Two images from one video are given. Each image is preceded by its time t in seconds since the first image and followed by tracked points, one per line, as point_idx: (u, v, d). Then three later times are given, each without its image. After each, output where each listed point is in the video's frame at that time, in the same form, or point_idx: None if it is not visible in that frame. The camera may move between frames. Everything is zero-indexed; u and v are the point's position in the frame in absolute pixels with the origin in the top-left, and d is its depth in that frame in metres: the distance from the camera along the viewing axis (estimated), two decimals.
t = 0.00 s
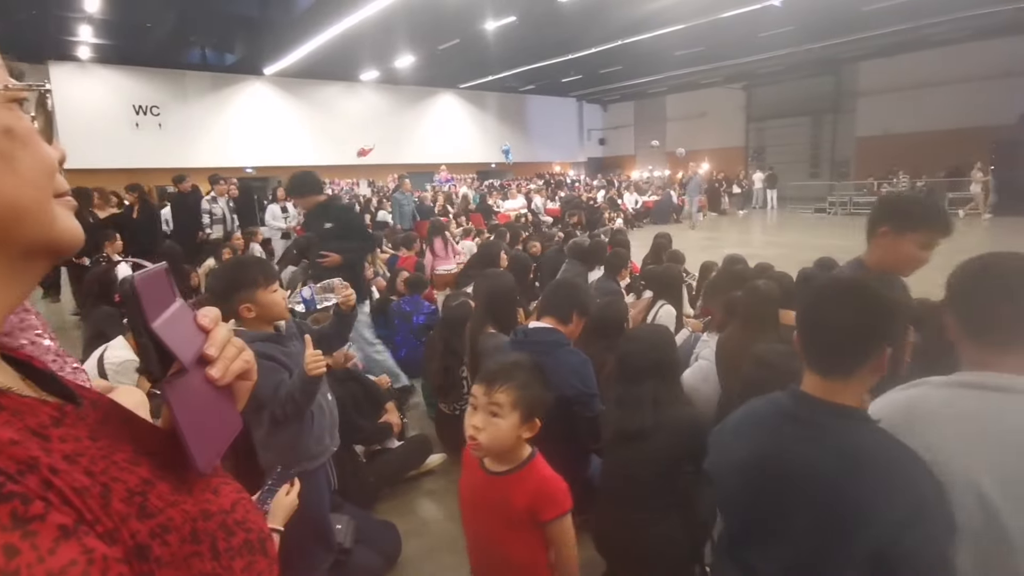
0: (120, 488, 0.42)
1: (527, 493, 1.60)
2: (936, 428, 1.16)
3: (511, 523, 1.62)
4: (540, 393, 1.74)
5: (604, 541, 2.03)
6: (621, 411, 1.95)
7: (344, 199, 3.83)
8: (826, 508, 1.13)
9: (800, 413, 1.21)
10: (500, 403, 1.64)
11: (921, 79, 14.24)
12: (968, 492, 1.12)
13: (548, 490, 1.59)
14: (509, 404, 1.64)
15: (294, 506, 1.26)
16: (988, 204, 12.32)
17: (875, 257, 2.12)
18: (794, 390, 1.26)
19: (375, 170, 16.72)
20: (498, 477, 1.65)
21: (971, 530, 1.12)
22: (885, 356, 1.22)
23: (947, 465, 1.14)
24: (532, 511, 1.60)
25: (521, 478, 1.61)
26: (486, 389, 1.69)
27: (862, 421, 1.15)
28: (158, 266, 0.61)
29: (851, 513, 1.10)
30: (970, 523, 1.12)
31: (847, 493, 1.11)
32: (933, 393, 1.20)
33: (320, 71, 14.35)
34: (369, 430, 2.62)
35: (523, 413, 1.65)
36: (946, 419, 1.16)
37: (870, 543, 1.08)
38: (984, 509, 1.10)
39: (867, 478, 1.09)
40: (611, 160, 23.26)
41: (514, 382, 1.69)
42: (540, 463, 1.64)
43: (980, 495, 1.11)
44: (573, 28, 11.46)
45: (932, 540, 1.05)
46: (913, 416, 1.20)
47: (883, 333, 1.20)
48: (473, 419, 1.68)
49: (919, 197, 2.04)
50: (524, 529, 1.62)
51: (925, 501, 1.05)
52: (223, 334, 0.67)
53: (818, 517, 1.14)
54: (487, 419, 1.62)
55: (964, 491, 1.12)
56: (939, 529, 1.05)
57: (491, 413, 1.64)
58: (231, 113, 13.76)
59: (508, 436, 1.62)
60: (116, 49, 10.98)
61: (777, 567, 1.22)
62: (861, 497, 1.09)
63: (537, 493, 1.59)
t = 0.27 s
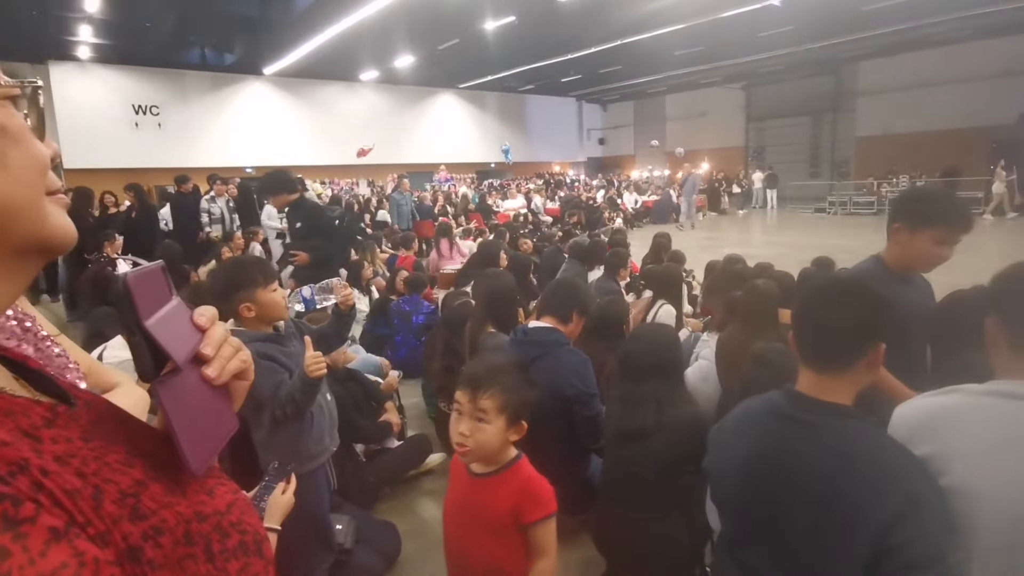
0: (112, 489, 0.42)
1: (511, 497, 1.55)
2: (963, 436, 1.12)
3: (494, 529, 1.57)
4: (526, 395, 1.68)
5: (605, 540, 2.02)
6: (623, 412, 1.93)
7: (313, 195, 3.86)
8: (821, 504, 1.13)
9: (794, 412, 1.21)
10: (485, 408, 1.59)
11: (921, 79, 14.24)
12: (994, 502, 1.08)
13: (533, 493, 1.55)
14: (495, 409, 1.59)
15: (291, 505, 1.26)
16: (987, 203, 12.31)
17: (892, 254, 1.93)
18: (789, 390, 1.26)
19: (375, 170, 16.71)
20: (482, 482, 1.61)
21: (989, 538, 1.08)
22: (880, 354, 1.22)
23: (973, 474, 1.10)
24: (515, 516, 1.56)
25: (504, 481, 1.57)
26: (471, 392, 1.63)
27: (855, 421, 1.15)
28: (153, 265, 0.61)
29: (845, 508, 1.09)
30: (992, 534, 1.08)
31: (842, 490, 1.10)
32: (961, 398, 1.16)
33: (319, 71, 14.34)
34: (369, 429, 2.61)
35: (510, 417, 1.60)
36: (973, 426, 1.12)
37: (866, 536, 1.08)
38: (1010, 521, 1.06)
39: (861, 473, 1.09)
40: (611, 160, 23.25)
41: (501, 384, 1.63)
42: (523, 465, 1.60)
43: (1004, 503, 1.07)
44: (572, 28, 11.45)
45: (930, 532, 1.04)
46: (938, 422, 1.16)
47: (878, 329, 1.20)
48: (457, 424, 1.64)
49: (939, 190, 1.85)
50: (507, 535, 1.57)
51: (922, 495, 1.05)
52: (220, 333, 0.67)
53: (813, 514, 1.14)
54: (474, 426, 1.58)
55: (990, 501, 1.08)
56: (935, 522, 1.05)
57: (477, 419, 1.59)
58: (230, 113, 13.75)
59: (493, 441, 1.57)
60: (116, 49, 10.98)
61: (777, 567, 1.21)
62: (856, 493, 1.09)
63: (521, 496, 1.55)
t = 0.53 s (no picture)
0: (95, 493, 0.43)
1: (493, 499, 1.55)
2: (977, 439, 1.08)
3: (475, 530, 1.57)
4: (508, 396, 1.70)
5: (601, 538, 2.02)
6: (620, 412, 1.94)
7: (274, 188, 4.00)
8: (811, 501, 1.13)
9: (783, 413, 1.21)
10: (472, 411, 1.58)
11: (913, 80, 14.33)
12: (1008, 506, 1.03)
13: (515, 496, 1.55)
14: (482, 411, 1.59)
15: (280, 506, 1.25)
16: (979, 204, 12.39)
17: (886, 256, 1.92)
18: (777, 390, 1.27)
19: (369, 169, 16.69)
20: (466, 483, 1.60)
21: (996, 544, 1.04)
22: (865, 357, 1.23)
23: (982, 477, 1.06)
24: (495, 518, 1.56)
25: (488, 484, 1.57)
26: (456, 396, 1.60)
27: (845, 420, 1.15)
28: (141, 265, 0.61)
29: (833, 504, 1.10)
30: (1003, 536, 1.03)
31: (837, 489, 1.09)
32: (978, 400, 1.11)
33: (314, 71, 14.31)
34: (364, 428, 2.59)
35: (495, 419, 1.62)
36: (987, 428, 1.07)
37: (856, 530, 1.07)
38: (1022, 525, 1.02)
39: (847, 467, 1.09)
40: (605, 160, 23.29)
41: (484, 389, 1.62)
42: (505, 469, 1.60)
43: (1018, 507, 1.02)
44: (567, 28, 11.48)
45: (920, 530, 1.02)
46: (950, 422, 1.12)
47: (866, 330, 1.21)
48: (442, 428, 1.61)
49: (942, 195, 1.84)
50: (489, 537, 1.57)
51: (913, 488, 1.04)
52: (209, 336, 0.67)
53: (803, 512, 1.14)
54: (461, 429, 1.57)
55: (1005, 506, 1.03)
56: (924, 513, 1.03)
57: (464, 423, 1.58)
58: (224, 113, 13.69)
59: (481, 444, 1.58)
60: (109, 48, 10.92)
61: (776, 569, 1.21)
62: (844, 488, 1.08)
63: (502, 497, 1.55)
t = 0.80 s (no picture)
0: (80, 498, 0.45)
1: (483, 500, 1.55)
2: (960, 444, 1.06)
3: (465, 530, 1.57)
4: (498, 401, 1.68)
5: (594, 538, 2.02)
6: (616, 413, 1.94)
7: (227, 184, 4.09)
8: (801, 501, 1.13)
9: (772, 414, 1.22)
10: (461, 416, 1.54)
11: (906, 81, 14.41)
12: (990, 511, 1.02)
13: (506, 497, 1.55)
14: (470, 419, 1.55)
15: (273, 508, 1.25)
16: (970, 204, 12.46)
17: (894, 266, 1.75)
18: (767, 389, 1.27)
19: (363, 169, 16.65)
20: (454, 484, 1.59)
21: (977, 548, 1.03)
22: (849, 364, 1.23)
23: (965, 482, 1.05)
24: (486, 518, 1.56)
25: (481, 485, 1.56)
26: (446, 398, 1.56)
27: (833, 418, 1.16)
28: (131, 264, 0.61)
29: (821, 503, 1.10)
30: (983, 541, 1.02)
31: (827, 489, 1.10)
32: (960, 405, 1.09)
33: (308, 70, 14.26)
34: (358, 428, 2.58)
35: (483, 427, 1.58)
36: (970, 433, 1.05)
37: (843, 528, 1.08)
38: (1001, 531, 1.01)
39: (835, 467, 1.10)
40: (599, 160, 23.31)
41: (476, 394, 1.59)
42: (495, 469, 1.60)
43: (997, 509, 1.01)
44: (562, 28, 11.48)
45: (901, 528, 1.03)
46: (930, 427, 1.11)
47: (853, 335, 1.22)
48: (428, 431, 1.57)
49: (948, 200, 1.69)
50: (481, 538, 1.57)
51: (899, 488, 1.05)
52: (200, 336, 0.66)
53: (794, 513, 1.15)
54: (447, 435, 1.53)
55: (987, 511, 1.02)
56: (911, 511, 1.04)
57: (452, 428, 1.54)
58: (216, 113, 13.63)
59: (467, 451, 1.55)
60: (101, 46, 10.84)
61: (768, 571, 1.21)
62: (833, 488, 1.09)
63: (493, 498, 1.55)
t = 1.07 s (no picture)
0: (59, 499, 0.46)
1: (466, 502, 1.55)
2: (922, 447, 1.02)
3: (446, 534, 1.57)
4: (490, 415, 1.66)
5: (583, 537, 2.03)
6: (604, 413, 1.95)
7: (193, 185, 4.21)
8: (773, 494, 1.15)
9: (745, 409, 1.22)
10: (451, 420, 1.53)
11: (891, 83, 14.58)
12: (951, 516, 0.98)
13: (492, 501, 1.55)
14: (462, 424, 1.53)
15: (260, 509, 1.26)
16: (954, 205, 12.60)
17: (886, 273, 1.72)
18: (735, 387, 1.28)
19: (353, 169, 16.58)
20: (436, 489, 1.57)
21: (944, 551, 1.00)
22: (802, 364, 1.22)
23: (931, 484, 1.01)
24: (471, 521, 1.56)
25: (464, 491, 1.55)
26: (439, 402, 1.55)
27: (800, 408, 1.17)
28: (114, 264, 0.61)
29: (793, 496, 1.12)
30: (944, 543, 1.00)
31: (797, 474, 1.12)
32: (927, 407, 1.05)
33: (297, 69, 14.19)
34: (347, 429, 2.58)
35: (474, 434, 1.56)
36: (933, 436, 1.01)
37: (814, 518, 1.10)
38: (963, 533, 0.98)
39: (804, 457, 1.11)
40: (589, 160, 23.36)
41: (468, 399, 1.58)
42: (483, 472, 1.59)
43: (958, 511, 0.98)
44: (551, 29, 11.53)
45: (869, 518, 1.05)
46: (894, 429, 1.08)
47: (811, 334, 1.21)
48: (417, 433, 1.56)
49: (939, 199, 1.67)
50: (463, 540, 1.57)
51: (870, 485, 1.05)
52: (185, 336, 0.66)
53: (768, 507, 1.16)
54: (437, 438, 1.51)
55: (946, 515, 0.99)
56: (877, 499, 1.05)
57: (441, 432, 1.52)
58: (203, 112, 13.51)
59: (454, 458, 1.52)
60: (87, 44, 10.73)
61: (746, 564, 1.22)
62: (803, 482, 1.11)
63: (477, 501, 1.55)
